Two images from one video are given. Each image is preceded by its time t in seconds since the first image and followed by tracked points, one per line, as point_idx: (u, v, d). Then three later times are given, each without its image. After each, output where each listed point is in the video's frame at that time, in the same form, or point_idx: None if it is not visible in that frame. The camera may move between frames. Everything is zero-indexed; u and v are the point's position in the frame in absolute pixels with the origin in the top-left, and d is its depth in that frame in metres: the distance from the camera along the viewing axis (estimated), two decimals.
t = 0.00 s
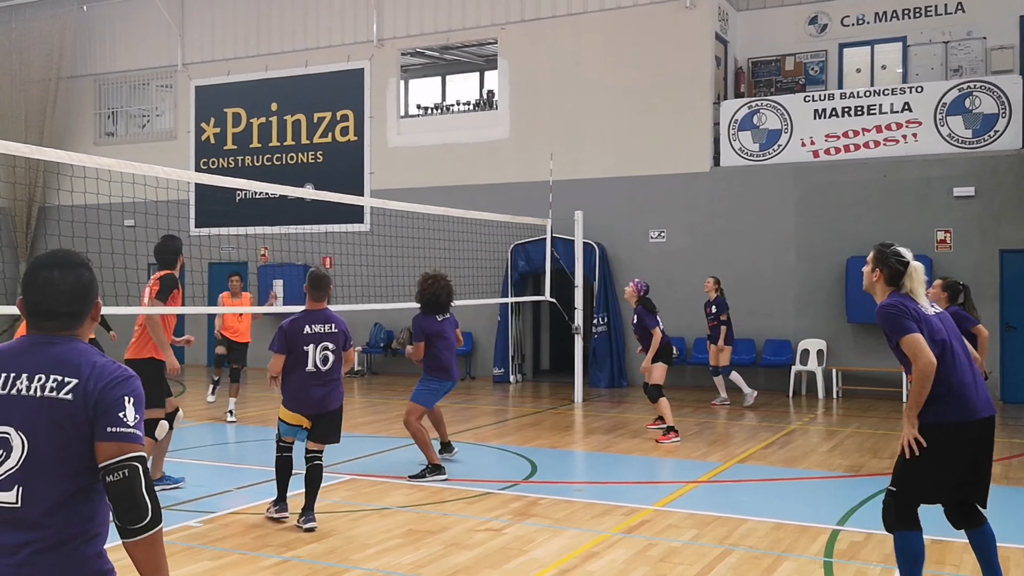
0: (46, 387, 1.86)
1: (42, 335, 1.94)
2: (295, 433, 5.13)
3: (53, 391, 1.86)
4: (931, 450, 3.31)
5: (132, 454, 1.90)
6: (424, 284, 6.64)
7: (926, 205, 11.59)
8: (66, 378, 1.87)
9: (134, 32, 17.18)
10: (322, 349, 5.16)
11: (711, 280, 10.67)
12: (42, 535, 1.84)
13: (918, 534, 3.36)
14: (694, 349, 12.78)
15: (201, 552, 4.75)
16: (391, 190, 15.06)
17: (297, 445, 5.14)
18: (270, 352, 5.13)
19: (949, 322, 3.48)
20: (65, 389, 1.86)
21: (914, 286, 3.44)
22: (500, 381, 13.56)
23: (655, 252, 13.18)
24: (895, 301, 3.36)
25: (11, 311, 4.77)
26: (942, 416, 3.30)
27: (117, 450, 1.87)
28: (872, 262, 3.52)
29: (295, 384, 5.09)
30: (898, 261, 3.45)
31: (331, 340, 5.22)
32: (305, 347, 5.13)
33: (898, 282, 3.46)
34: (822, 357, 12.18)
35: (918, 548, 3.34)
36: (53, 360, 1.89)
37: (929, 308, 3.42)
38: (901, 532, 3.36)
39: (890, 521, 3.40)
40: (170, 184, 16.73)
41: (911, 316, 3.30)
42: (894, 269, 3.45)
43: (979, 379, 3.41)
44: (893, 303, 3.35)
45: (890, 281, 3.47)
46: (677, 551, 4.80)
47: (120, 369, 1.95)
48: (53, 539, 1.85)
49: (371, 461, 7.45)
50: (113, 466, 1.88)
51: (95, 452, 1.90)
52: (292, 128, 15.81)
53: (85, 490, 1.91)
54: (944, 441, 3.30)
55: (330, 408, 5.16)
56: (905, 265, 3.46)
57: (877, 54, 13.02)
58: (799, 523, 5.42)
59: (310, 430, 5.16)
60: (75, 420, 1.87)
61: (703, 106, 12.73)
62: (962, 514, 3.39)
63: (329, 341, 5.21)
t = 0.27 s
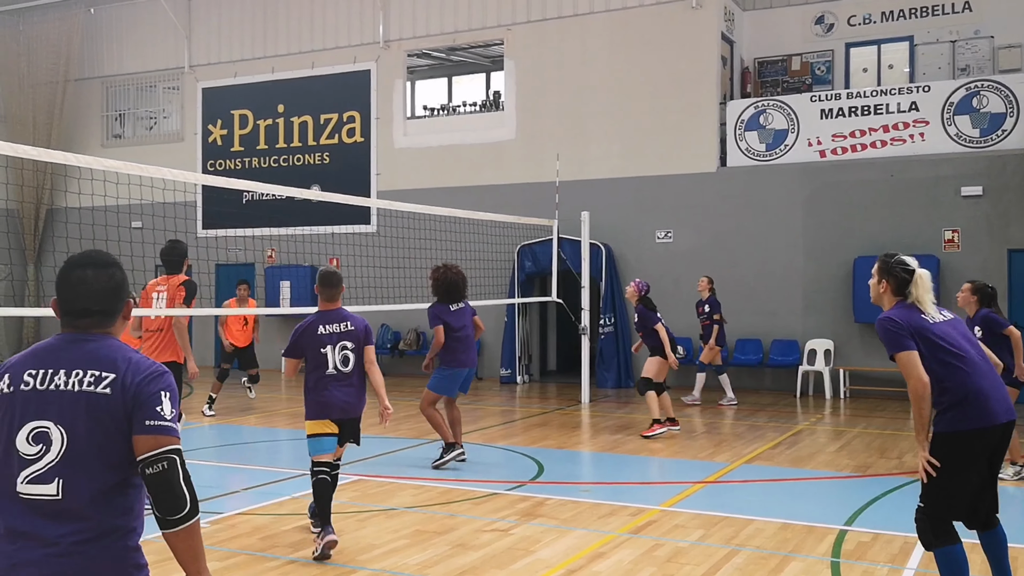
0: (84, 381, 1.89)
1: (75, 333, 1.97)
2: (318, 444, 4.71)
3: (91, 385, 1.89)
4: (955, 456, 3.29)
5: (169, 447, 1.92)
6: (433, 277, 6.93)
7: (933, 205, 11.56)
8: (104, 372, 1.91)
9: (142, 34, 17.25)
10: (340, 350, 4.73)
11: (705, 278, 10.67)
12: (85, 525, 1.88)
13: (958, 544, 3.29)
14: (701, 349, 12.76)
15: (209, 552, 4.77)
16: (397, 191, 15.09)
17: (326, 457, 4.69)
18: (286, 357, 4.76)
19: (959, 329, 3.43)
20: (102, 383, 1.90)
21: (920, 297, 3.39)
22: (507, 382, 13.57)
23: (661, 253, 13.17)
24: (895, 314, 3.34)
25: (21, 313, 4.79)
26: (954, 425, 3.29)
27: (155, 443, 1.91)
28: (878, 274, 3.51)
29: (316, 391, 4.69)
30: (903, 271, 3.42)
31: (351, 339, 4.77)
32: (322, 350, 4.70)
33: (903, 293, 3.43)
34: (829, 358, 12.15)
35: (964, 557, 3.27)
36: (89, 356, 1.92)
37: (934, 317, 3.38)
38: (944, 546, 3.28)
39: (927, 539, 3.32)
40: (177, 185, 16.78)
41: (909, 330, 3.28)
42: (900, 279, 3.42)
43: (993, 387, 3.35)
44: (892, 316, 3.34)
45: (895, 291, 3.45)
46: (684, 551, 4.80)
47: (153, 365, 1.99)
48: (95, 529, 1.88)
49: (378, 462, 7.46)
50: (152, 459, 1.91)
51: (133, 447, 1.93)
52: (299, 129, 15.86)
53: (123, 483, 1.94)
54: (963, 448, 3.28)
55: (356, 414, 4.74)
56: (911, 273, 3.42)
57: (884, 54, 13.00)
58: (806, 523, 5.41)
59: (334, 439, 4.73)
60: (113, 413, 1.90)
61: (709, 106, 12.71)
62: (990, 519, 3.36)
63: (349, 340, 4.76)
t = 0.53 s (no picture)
0: (117, 380, 1.90)
1: (108, 332, 1.98)
2: (351, 440, 4.52)
3: (124, 384, 1.90)
4: (963, 460, 3.28)
5: (200, 450, 1.95)
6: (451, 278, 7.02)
7: (937, 205, 11.55)
8: (137, 372, 1.92)
9: (145, 34, 17.28)
10: (369, 340, 4.60)
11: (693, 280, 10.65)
12: (115, 525, 1.88)
13: (963, 547, 3.29)
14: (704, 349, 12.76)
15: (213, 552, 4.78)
16: (401, 191, 15.10)
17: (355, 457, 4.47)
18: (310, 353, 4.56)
19: (965, 333, 3.42)
20: (135, 383, 1.91)
21: (922, 304, 3.40)
22: (511, 382, 13.58)
23: (664, 253, 13.17)
24: (895, 322, 3.35)
25: (28, 314, 4.81)
26: (964, 428, 3.28)
27: (187, 445, 1.92)
28: (879, 283, 3.52)
29: (346, 383, 4.53)
30: (904, 279, 3.43)
31: (378, 329, 4.66)
32: (351, 339, 4.55)
33: (907, 301, 3.43)
34: (832, 358, 12.14)
35: (967, 560, 3.27)
36: (122, 356, 1.93)
37: (938, 323, 3.38)
38: (947, 548, 3.28)
39: (931, 541, 3.33)
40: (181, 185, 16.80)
41: (910, 337, 3.29)
42: (901, 287, 3.43)
43: (1004, 388, 3.33)
44: (892, 323, 3.35)
45: (898, 299, 3.46)
46: (687, 552, 4.80)
47: (184, 367, 1.99)
48: (123, 530, 1.88)
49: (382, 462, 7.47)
50: (185, 462, 1.93)
51: (163, 447, 1.95)
52: (302, 130, 15.88)
53: (152, 485, 1.94)
54: (971, 452, 3.27)
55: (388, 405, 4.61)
56: (912, 281, 3.43)
57: (888, 54, 12.99)
58: (809, 523, 5.41)
59: (367, 433, 4.56)
60: (145, 414, 1.91)
61: (713, 106, 12.71)
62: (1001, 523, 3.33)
63: (376, 331, 4.64)
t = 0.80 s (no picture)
0: (132, 381, 1.90)
1: (121, 332, 1.99)
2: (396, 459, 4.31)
3: (139, 385, 1.91)
4: (969, 458, 3.28)
5: (215, 452, 1.96)
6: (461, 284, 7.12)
7: (937, 204, 11.55)
8: (151, 373, 1.92)
9: (145, 34, 17.28)
10: (418, 355, 4.38)
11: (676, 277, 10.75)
12: (128, 527, 1.88)
13: (968, 545, 3.29)
14: (704, 349, 12.76)
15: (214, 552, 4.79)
16: (401, 190, 15.10)
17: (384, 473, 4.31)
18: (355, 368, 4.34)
19: (969, 332, 3.43)
20: (151, 384, 1.91)
21: (925, 305, 3.40)
22: (511, 382, 13.58)
23: (664, 253, 13.17)
24: (900, 322, 3.35)
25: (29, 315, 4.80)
26: (970, 427, 3.29)
27: (202, 448, 1.93)
28: (882, 285, 3.51)
29: (393, 400, 4.30)
30: (907, 280, 3.43)
31: (425, 344, 4.44)
32: (399, 354, 4.34)
33: (910, 301, 3.43)
34: (832, 357, 12.15)
35: (972, 559, 3.26)
36: (138, 356, 1.93)
37: (941, 324, 3.38)
38: (951, 547, 3.28)
39: (936, 538, 3.33)
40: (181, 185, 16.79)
41: (916, 337, 3.29)
42: (905, 288, 3.42)
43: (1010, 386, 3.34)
44: (897, 325, 3.35)
45: (901, 301, 3.46)
46: (688, 552, 4.80)
47: (198, 370, 2.01)
48: (137, 533, 1.89)
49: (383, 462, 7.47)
50: (200, 463, 1.94)
51: (175, 449, 1.95)
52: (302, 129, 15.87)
53: (163, 488, 1.95)
54: (978, 450, 3.27)
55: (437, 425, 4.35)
56: (915, 282, 3.43)
57: (888, 53, 13.00)
58: (809, 523, 5.42)
59: (414, 453, 4.33)
60: (159, 415, 1.91)
61: (713, 105, 12.71)
62: (1006, 521, 3.33)
63: (424, 347, 4.43)
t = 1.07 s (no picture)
0: (105, 388, 1.84)
1: (91, 335, 1.92)
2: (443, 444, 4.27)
3: (112, 392, 1.84)
4: (973, 458, 3.28)
5: (194, 457, 1.89)
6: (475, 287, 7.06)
7: (937, 205, 11.55)
8: (125, 379, 1.85)
9: (145, 34, 17.28)
10: (456, 339, 4.35)
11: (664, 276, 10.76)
12: (110, 537, 1.83)
13: (970, 546, 3.29)
14: (704, 350, 12.77)
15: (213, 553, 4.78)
16: (401, 190, 15.10)
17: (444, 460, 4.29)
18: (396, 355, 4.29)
19: (975, 332, 3.43)
20: (124, 391, 1.84)
21: (932, 305, 3.41)
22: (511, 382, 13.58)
23: (664, 253, 13.18)
24: (906, 321, 3.36)
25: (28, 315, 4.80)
26: (973, 427, 3.29)
27: (181, 453, 1.87)
28: (889, 285, 3.54)
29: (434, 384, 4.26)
30: (913, 281, 3.45)
31: (461, 328, 4.41)
32: (437, 338, 4.30)
33: (916, 302, 3.44)
34: (832, 358, 12.15)
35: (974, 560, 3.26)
36: (109, 362, 1.86)
37: (947, 324, 3.37)
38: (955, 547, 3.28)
39: (940, 538, 3.34)
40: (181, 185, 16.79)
41: (921, 335, 3.30)
42: (911, 289, 3.45)
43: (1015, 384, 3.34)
44: (903, 323, 3.35)
45: (908, 301, 3.47)
46: (688, 553, 4.80)
47: (172, 372, 1.93)
48: (120, 541, 1.83)
49: (383, 463, 7.47)
50: (178, 470, 1.88)
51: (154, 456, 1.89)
52: (302, 130, 15.87)
53: (143, 495, 1.88)
54: (981, 450, 3.27)
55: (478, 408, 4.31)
56: (922, 282, 3.45)
57: (888, 54, 13.00)
58: (809, 524, 5.41)
59: (460, 437, 4.30)
60: (136, 421, 1.85)
61: (713, 106, 12.71)
62: (1010, 522, 3.32)
63: (461, 331, 4.40)
